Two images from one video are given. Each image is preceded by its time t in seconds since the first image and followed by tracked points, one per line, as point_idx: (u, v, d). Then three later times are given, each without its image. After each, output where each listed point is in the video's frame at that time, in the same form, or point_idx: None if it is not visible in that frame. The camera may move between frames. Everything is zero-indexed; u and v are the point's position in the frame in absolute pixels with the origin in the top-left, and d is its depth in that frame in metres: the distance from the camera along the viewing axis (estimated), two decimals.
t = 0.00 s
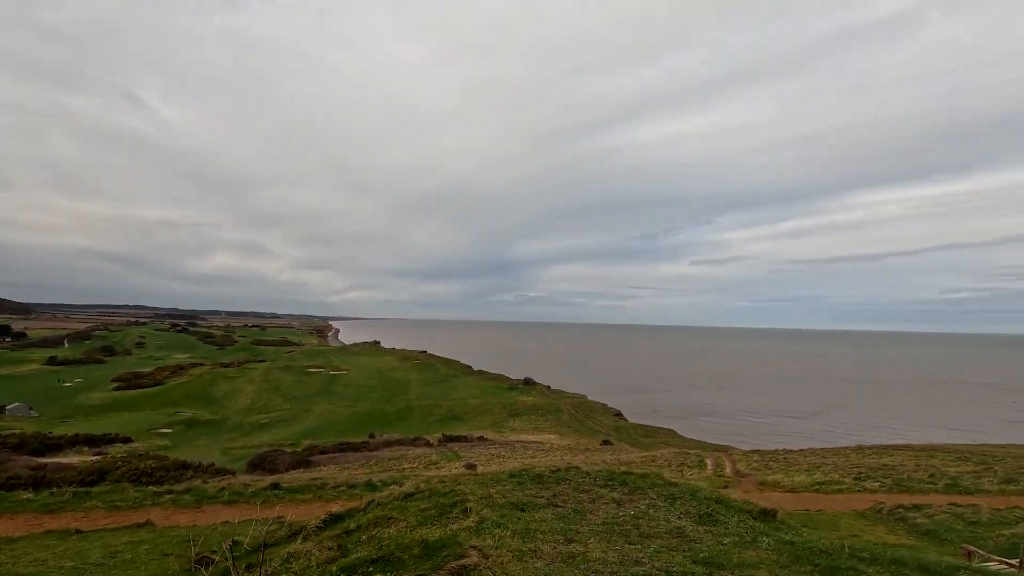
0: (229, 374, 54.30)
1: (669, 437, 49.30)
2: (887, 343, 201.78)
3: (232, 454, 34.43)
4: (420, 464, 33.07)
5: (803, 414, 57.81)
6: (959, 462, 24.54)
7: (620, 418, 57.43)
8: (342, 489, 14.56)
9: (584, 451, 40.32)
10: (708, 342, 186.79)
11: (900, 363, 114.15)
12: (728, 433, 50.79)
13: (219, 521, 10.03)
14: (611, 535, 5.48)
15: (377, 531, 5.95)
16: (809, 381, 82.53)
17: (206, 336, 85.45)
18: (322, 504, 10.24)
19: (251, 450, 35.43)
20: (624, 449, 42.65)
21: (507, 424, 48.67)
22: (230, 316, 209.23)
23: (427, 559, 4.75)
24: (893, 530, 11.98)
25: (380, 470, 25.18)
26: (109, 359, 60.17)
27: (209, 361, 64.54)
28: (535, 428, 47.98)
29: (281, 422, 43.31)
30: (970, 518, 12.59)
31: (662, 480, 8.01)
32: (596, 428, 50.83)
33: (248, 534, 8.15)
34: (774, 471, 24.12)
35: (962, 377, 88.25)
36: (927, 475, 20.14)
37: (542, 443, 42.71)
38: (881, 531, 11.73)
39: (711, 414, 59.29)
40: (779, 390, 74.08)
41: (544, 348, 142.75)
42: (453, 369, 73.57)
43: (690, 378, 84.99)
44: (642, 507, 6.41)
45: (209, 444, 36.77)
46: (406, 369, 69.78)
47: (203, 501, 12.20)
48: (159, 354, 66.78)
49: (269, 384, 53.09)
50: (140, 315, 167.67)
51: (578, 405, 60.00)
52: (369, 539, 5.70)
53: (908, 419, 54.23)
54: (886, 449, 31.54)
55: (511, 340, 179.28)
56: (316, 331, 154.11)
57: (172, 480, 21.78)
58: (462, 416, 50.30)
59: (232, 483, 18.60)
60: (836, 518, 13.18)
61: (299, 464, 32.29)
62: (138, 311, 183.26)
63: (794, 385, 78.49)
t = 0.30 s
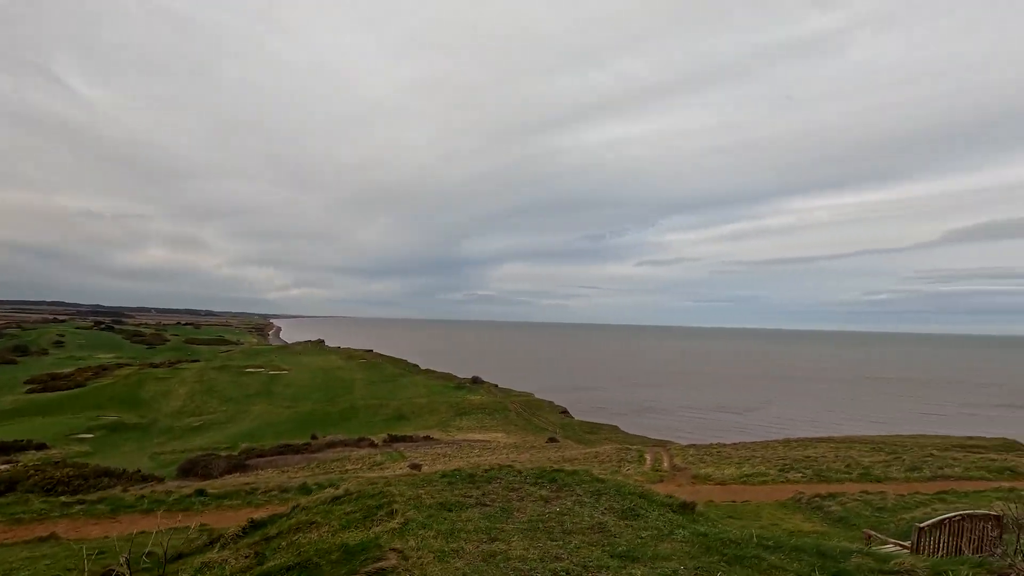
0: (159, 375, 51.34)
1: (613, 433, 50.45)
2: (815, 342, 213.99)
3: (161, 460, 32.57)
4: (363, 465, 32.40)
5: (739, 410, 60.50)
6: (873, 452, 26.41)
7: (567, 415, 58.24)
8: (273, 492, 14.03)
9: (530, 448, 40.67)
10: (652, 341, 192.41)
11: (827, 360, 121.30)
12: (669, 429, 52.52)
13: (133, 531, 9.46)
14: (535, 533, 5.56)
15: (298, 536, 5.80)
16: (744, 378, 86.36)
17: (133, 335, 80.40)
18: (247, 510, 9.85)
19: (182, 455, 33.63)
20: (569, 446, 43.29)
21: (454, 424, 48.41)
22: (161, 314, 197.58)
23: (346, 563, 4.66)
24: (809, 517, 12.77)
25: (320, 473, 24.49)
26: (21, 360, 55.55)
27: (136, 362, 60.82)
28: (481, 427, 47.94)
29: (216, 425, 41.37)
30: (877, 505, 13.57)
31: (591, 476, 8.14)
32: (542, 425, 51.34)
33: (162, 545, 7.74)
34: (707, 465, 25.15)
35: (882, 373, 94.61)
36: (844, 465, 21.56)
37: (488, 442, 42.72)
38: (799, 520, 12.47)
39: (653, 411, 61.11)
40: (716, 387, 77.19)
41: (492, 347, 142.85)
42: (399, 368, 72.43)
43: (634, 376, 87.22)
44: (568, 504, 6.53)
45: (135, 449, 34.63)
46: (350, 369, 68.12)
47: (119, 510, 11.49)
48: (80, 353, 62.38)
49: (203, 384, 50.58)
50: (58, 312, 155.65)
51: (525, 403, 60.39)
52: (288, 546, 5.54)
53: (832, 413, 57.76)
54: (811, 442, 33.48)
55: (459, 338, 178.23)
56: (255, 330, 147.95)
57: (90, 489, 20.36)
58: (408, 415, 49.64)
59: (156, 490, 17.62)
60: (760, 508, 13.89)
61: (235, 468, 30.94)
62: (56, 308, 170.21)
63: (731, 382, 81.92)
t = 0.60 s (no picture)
0: (81, 377, 47.87)
1: (561, 431, 51.07)
2: (752, 340, 224.28)
3: (82, 468, 30.37)
4: (305, 468, 31.39)
5: (680, 406, 62.61)
6: (800, 444, 27.95)
7: (515, 414, 58.50)
8: (199, 498, 13.30)
9: (478, 448, 40.58)
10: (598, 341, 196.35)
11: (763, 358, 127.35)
12: (615, 426, 53.75)
13: (36, 544, 8.74)
14: (464, 531, 5.48)
15: (213, 543, 5.50)
16: (686, 376, 89.44)
17: (52, 334, 74.61)
18: (167, 517, 9.28)
19: (105, 462, 31.48)
20: (517, 444, 43.48)
21: (401, 424, 47.65)
22: (85, 311, 184.73)
23: (260, 571, 4.45)
24: (738, 508, 13.35)
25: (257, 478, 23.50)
26: None
27: (56, 363, 56.59)
28: (429, 427, 47.36)
29: (145, 429, 39.00)
30: (800, 494, 14.34)
31: (527, 472, 8.11)
32: (490, 424, 51.30)
33: (66, 557, 7.18)
34: (647, 460, 25.85)
35: (811, 370, 100.23)
36: (773, 457, 22.68)
37: (435, 442, 42.25)
38: (729, 511, 12.99)
39: (599, 409, 62.37)
40: (660, 384, 79.57)
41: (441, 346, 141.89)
42: (345, 368, 70.61)
43: (580, 375, 88.72)
44: (500, 501, 6.48)
45: (52, 456, 32.13)
46: (292, 369, 65.82)
47: (21, 523, 10.58)
48: None
49: (131, 386, 47.56)
50: None
51: (473, 402, 60.20)
52: (203, 554, 5.24)
53: (765, 408, 60.69)
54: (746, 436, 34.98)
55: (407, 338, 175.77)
56: (190, 329, 140.61)
57: None
58: (353, 416, 48.47)
59: (70, 499, 16.37)
60: (694, 501, 14.34)
61: (165, 474, 29.25)
62: None
63: (673, 379, 84.63)
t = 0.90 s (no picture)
0: None
1: (510, 433, 51.05)
2: (695, 341, 232.20)
3: None
4: (242, 477, 29.92)
5: (626, 406, 63.92)
6: (737, 441, 29.04)
7: (464, 416, 58.03)
8: (116, 513, 12.36)
9: (426, 451, 39.95)
10: (548, 342, 198.16)
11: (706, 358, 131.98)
12: (563, 427, 54.29)
13: None
14: (388, 544, 5.24)
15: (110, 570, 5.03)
16: (633, 376, 91.46)
17: None
18: (72, 537, 8.54)
19: (17, 475, 28.95)
20: (465, 446, 43.12)
21: (346, 428, 46.30)
22: None
23: None
24: (676, 507, 13.66)
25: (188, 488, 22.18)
26: None
27: None
28: (375, 431, 46.26)
29: (64, 439, 36.19)
30: (734, 491, 14.82)
31: (463, 479, 7.89)
32: (438, 427, 50.67)
33: None
34: (591, 461, 26.14)
35: (751, 370, 104.60)
36: (710, 455, 23.42)
37: (381, 446, 41.30)
38: (667, 510, 13.26)
39: (548, 410, 62.84)
40: (607, 385, 81.03)
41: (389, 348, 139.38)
42: (288, 371, 68.07)
43: (530, 377, 89.13)
44: (432, 510, 6.26)
45: None
46: (231, 372, 62.87)
47: None
48: None
49: (48, 393, 44.04)
50: None
51: (422, 404, 59.31)
52: None
53: (707, 407, 62.90)
54: (688, 434, 36.05)
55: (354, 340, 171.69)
56: (118, 330, 132.02)
57: None
58: (295, 421, 46.72)
59: None
60: (634, 501, 14.56)
61: (86, 488, 27.20)
62: None
63: (620, 380, 86.40)
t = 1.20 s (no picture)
0: None
1: (464, 432, 50.77)
2: (646, 338, 238.10)
3: None
4: (180, 483, 28.44)
5: (579, 404, 64.76)
6: (682, 437, 29.87)
7: (417, 416, 57.33)
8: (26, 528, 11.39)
9: (377, 452, 39.17)
10: (502, 341, 198.72)
11: (656, 355, 135.40)
12: (517, 425, 54.49)
13: None
14: (317, 560, 4.95)
15: None
16: (586, 374, 92.74)
17: None
18: None
19: None
20: (418, 446, 42.55)
21: (294, 429, 44.83)
22: None
23: None
24: (622, 504, 13.84)
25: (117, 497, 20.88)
26: None
27: None
28: (325, 432, 45.01)
29: None
30: (679, 488, 15.13)
31: (404, 485, 7.60)
32: (390, 427, 49.79)
33: None
34: (542, 459, 26.24)
35: (699, 367, 107.99)
36: (657, 451, 23.92)
37: (331, 447, 40.17)
38: (613, 508, 13.38)
39: (502, 408, 62.90)
40: (560, 383, 81.87)
41: (340, 347, 136.21)
42: (232, 371, 65.33)
43: (484, 375, 89.08)
44: (365, 520, 5.99)
45: None
46: (170, 373, 59.77)
47: None
48: None
49: None
50: None
51: (374, 404, 58.17)
52: None
53: (657, 403, 64.51)
54: (639, 430, 36.77)
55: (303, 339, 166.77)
56: (43, 329, 123.31)
57: None
58: (239, 423, 44.88)
59: None
60: (581, 500, 14.62)
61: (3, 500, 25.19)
62: None
63: (574, 378, 87.47)
